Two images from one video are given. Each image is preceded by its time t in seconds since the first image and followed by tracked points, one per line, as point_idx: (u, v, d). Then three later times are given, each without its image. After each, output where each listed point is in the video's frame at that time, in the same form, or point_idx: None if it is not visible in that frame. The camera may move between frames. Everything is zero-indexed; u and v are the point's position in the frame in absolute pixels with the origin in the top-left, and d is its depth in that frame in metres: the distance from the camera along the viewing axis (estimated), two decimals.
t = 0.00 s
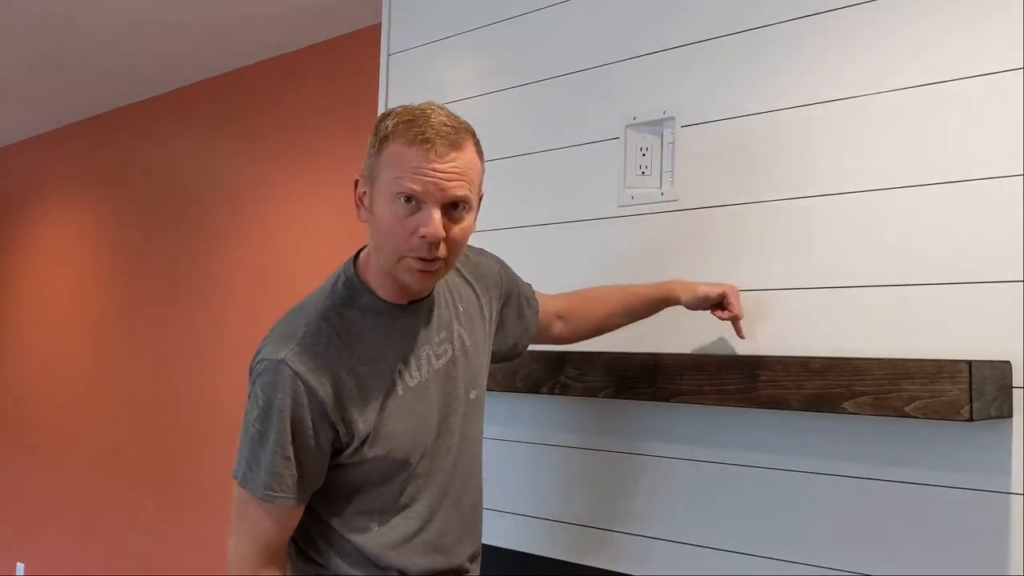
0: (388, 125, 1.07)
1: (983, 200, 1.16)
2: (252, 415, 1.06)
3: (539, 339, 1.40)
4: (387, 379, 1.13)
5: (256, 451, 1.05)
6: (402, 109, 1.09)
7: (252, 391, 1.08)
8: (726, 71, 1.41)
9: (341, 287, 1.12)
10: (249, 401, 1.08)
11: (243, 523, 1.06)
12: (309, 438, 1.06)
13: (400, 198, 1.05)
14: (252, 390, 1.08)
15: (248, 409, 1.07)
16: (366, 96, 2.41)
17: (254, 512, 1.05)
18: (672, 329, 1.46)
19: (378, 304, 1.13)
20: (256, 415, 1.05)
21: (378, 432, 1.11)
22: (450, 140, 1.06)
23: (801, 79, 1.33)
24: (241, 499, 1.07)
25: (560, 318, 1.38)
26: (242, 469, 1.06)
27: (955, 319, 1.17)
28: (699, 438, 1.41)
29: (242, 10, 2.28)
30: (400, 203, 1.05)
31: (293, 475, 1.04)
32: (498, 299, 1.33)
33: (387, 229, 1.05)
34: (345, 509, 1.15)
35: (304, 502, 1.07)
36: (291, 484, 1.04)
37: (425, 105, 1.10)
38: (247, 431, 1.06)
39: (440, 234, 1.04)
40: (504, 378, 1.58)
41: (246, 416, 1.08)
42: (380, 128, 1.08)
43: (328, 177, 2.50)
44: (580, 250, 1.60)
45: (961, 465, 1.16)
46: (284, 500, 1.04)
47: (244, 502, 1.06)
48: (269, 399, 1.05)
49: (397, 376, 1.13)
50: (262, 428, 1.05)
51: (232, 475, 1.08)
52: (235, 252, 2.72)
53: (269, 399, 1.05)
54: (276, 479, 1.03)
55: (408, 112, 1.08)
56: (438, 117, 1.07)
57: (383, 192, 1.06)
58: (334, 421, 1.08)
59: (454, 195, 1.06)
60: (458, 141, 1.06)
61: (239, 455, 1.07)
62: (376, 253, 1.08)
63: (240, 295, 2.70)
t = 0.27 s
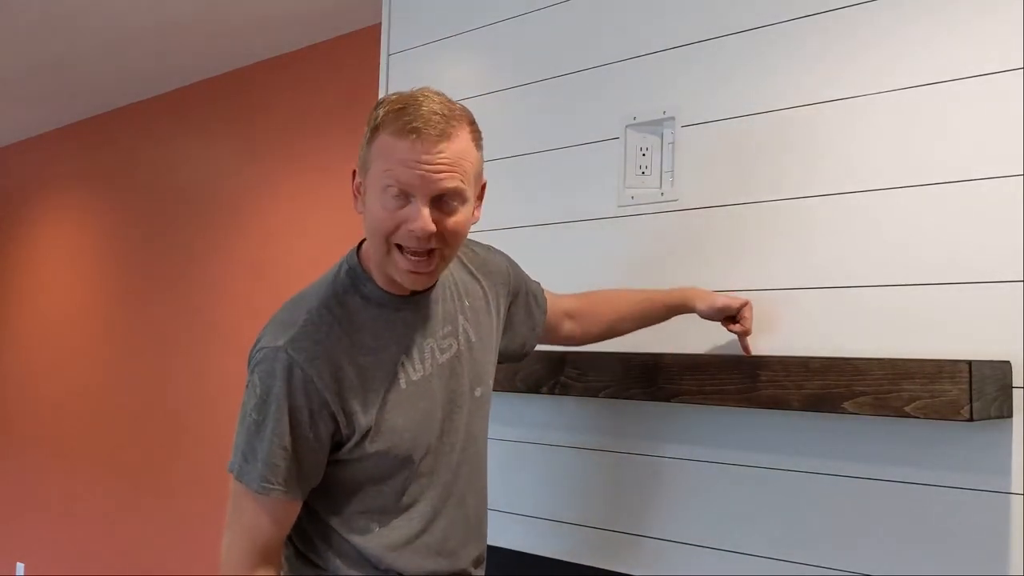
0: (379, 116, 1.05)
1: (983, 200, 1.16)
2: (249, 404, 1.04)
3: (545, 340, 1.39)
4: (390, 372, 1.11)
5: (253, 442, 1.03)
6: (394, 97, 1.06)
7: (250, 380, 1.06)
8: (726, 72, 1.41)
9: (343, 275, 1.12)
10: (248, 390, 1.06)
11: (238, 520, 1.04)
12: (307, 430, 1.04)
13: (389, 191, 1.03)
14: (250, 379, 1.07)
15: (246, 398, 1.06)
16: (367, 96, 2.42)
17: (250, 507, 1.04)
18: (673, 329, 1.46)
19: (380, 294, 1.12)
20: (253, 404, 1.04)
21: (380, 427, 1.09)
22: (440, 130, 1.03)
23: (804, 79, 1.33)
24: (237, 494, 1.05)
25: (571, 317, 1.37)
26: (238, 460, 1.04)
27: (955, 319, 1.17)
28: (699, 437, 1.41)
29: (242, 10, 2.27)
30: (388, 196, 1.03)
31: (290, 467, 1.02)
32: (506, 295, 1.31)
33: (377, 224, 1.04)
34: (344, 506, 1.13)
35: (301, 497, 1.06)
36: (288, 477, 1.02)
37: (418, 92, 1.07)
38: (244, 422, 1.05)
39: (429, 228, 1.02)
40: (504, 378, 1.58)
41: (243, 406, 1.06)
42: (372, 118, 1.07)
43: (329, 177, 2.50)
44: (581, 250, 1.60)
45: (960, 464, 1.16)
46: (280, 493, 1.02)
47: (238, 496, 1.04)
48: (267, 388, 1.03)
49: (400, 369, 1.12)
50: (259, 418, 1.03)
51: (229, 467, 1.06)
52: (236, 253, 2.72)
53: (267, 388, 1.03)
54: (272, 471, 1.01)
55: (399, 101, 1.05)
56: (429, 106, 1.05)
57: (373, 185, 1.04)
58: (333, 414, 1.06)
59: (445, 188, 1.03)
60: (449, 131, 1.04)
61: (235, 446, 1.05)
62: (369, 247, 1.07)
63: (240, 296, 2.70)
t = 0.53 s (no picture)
0: (385, 108, 1.04)
1: (983, 200, 1.16)
2: (247, 401, 1.04)
3: (554, 338, 1.39)
4: (390, 370, 1.11)
5: (250, 439, 1.03)
6: (401, 89, 1.05)
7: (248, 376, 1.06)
8: (726, 72, 1.41)
9: (344, 270, 1.11)
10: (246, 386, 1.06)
11: (236, 520, 1.05)
12: (305, 428, 1.04)
13: (393, 186, 1.02)
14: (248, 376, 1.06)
15: (244, 394, 1.05)
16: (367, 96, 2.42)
17: (248, 506, 1.04)
18: (673, 329, 1.46)
19: (381, 290, 1.11)
20: (251, 401, 1.03)
21: (379, 426, 1.09)
22: (447, 125, 1.02)
23: (804, 79, 1.33)
24: (235, 493, 1.05)
25: (580, 314, 1.37)
26: (235, 458, 1.04)
27: (955, 319, 1.17)
28: (699, 437, 1.41)
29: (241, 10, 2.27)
30: (390, 190, 1.02)
31: (287, 466, 1.02)
32: (510, 292, 1.30)
33: (380, 218, 1.03)
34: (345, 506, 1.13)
35: (299, 497, 1.05)
36: (286, 476, 1.02)
37: (426, 84, 1.06)
38: (242, 419, 1.05)
39: (432, 225, 1.02)
40: (504, 378, 1.58)
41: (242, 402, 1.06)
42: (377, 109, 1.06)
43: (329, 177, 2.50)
44: (581, 250, 1.60)
45: (959, 464, 1.16)
46: (277, 493, 1.02)
47: (236, 495, 1.04)
48: (264, 384, 1.03)
49: (401, 369, 1.11)
50: (257, 415, 1.03)
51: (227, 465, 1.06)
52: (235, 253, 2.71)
53: (264, 384, 1.03)
54: (269, 470, 1.01)
55: (406, 93, 1.04)
56: (437, 99, 1.04)
57: (376, 178, 1.04)
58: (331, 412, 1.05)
59: (450, 184, 1.03)
60: (457, 126, 1.03)
61: (233, 444, 1.05)
62: (371, 240, 1.07)
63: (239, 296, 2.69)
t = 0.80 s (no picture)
0: (382, 102, 1.04)
1: (983, 200, 1.16)
2: (245, 396, 1.04)
3: (557, 345, 1.38)
4: (390, 366, 1.11)
5: (249, 435, 1.03)
6: (398, 82, 1.05)
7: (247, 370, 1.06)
8: (726, 72, 1.41)
9: (343, 264, 1.11)
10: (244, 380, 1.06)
11: (236, 517, 1.04)
12: (303, 423, 1.04)
13: (393, 181, 1.02)
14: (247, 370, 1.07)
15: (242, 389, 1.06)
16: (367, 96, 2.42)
17: (247, 502, 1.04)
18: (673, 328, 1.46)
19: (380, 284, 1.11)
20: (249, 396, 1.04)
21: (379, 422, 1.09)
22: (446, 119, 1.02)
23: (804, 79, 1.33)
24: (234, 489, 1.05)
25: (581, 320, 1.36)
26: (234, 453, 1.04)
27: (955, 319, 1.17)
28: (699, 437, 1.41)
29: (241, 10, 2.27)
30: (390, 187, 1.02)
31: (286, 461, 1.02)
32: (512, 290, 1.29)
33: (380, 214, 1.03)
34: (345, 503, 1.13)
35: (299, 493, 1.06)
36: (285, 471, 1.03)
37: (422, 78, 1.06)
38: (240, 414, 1.05)
39: (435, 220, 1.02)
40: (503, 378, 1.58)
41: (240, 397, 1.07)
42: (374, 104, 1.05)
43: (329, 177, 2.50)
44: (581, 251, 1.60)
45: (959, 464, 1.16)
46: (276, 489, 1.02)
47: (236, 491, 1.04)
48: (262, 378, 1.03)
49: (401, 364, 1.11)
50: (255, 410, 1.03)
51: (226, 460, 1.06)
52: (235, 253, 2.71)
53: (262, 378, 1.03)
54: (268, 466, 1.01)
55: (403, 87, 1.04)
56: (434, 93, 1.04)
57: (375, 174, 1.03)
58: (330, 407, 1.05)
59: (452, 179, 1.03)
60: (456, 120, 1.03)
61: (232, 439, 1.05)
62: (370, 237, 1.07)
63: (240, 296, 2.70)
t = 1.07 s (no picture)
0: (392, 102, 1.02)
1: (984, 200, 1.16)
2: (245, 396, 1.04)
3: (552, 347, 1.38)
4: (391, 365, 1.10)
5: (249, 435, 1.03)
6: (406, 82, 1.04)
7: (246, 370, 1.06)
8: (726, 72, 1.41)
9: (343, 262, 1.10)
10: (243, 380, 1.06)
11: (236, 517, 1.04)
12: (303, 423, 1.04)
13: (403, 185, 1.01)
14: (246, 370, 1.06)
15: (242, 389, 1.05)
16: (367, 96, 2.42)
17: (248, 502, 1.04)
18: (673, 329, 1.46)
19: (380, 283, 1.10)
20: (249, 396, 1.03)
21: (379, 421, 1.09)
22: (458, 122, 1.01)
23: (804, 79, 1.33)
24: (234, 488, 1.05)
25: (576, 320, 1.36)
26: (233, 453, 1.04)
27: (954, 319, 1.17)
28: (699, 437, 1.41)
29: (241, 11, 2.27)
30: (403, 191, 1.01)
31: (286, 461, 1.03)
32: (513, 288, 1.29)
33: (391, 218, 1.02)
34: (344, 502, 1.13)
35: (298, 493, 1.06)
36: (285, 471, 1.03)
37: (429, 77, 1.05)
38: (240, 413, 1.05)
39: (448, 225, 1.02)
40: (503, 378, 1.58)
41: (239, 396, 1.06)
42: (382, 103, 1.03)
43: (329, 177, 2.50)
44: (581, 251, 1.60)
45: (959, 464, 1.16)
46: (277, 489, 1.02)
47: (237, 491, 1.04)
48: (262, 378, 1.03)
49: (401, 364, 1.11)
50: (255, 410, 1.03)
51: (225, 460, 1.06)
52: (236, 254, 2.71)
53: (262, 379, 1.03)
54: (268, 466, 1.01)
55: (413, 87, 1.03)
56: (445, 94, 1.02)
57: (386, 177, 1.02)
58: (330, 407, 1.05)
59: (464, 182, 1.03)
60: (469, 122, 1.02)
61: (231, 439, 1.05)
62: (377, 238, 1.06)
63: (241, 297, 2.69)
